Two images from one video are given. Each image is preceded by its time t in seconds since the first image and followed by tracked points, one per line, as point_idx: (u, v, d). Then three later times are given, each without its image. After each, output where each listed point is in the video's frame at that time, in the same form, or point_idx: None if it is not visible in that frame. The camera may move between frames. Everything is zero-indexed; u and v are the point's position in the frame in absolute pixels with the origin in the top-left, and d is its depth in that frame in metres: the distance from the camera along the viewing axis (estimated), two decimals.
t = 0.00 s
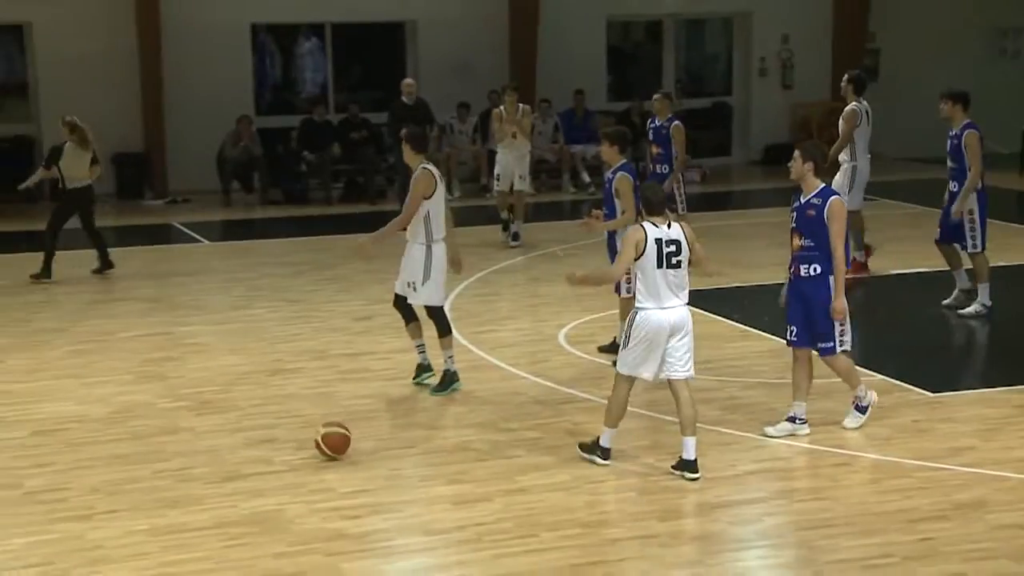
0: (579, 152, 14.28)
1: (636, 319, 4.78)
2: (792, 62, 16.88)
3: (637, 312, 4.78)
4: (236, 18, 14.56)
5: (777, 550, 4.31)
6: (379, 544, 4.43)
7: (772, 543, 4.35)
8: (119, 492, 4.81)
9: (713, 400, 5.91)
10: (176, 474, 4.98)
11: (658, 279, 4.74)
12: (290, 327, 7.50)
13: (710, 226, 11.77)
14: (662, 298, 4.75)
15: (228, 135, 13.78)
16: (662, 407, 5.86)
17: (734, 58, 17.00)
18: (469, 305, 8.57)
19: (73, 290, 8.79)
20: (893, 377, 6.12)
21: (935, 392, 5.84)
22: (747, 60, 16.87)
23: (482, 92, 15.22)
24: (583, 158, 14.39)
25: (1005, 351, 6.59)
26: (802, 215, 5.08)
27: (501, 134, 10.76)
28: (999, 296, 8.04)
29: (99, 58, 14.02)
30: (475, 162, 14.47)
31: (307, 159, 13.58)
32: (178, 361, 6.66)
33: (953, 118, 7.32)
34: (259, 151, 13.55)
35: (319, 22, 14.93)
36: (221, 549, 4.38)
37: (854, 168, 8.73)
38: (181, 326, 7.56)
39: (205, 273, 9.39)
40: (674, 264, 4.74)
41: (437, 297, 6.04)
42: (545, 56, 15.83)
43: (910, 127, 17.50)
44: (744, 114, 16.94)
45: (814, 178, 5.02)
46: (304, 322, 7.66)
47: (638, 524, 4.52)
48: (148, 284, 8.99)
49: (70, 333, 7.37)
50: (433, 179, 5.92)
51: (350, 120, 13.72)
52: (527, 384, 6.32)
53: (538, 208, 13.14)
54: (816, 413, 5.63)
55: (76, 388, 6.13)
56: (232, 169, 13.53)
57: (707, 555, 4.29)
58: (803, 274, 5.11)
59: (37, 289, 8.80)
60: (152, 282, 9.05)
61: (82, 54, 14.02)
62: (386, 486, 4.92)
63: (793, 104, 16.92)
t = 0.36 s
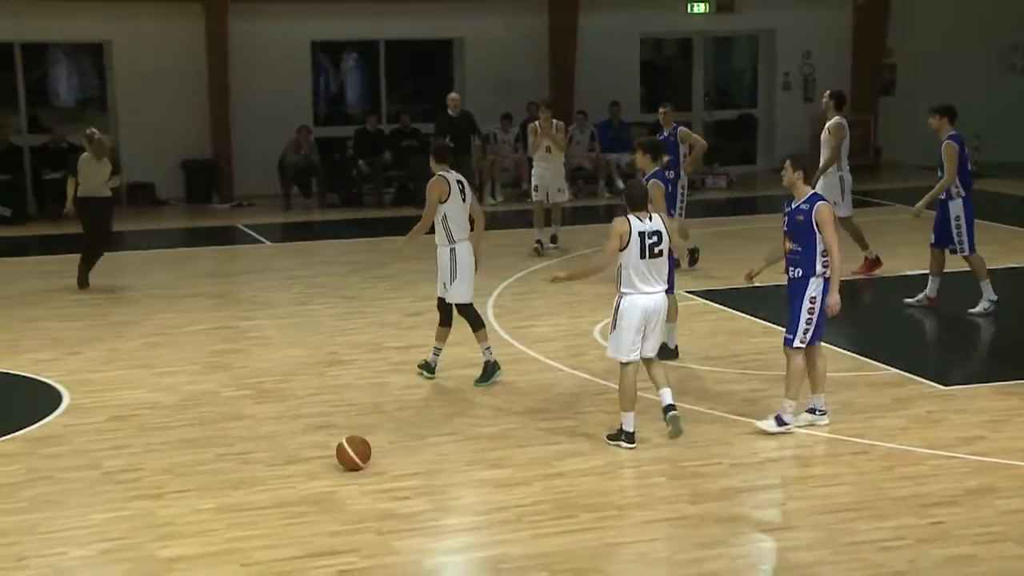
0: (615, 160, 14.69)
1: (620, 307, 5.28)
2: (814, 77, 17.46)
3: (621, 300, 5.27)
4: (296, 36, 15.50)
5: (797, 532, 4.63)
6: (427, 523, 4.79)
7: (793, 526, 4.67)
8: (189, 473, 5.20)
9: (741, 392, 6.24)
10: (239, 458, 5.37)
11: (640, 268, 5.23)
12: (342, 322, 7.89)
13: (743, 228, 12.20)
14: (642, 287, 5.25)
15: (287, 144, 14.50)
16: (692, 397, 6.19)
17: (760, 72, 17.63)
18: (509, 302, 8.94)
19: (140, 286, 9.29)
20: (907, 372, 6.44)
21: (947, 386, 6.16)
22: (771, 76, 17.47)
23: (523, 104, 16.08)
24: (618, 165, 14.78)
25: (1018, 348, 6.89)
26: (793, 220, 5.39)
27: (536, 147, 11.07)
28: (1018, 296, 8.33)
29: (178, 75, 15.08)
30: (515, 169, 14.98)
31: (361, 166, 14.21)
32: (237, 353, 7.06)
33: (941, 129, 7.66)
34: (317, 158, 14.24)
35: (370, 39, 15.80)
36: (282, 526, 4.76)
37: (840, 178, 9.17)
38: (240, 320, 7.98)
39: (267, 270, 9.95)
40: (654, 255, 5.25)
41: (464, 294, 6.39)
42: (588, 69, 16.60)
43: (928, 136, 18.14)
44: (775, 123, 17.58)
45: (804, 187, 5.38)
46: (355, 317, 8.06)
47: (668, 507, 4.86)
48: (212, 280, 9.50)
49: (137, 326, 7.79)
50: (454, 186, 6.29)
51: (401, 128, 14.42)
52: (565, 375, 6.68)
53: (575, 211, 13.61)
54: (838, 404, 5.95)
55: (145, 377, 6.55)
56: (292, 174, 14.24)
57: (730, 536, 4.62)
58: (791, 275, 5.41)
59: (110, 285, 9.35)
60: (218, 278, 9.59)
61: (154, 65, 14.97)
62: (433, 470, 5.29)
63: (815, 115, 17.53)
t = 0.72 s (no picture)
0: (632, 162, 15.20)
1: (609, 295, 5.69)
2: (820, 82, 18.55)
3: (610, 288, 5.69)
4: (334, 45, 16.66)
5: (803, 511, 4.94)
6: (454, 502, 5.12)
7: (798, 506, 4.98)
8: (231, 454, 5.55)
9: (752, 379, 6.57)
10: (278, 440, 5.71)
11: (626, 258, 5.64)
12: (375, 312, 8.24)
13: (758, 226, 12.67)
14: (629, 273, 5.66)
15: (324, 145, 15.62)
16: (705, 384, 6.49)
17: (769, 80, 18.75)
18: (533, 294, 9.31)
19: (183, 277, 9.78)
20: (905, 361, 6.77)
21: (944, 374, 6.48)
22: (781, 82, 18.59)
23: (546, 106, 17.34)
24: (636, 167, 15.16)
25: (1013, 339, 7.22)
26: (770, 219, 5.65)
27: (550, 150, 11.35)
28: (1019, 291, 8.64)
29: (220, 81, 16.32)
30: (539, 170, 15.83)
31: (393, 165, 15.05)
32: (275, 342, 7.42)
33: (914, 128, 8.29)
34: (350, 159, 15.32)
35: (405, 49, 16.99)
36: (319, 504, 5.09)
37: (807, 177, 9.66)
38: (277, 310, 8.35)
39: (307, 260, 10.56)
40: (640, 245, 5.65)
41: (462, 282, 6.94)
42: (607, 78, 17.76)
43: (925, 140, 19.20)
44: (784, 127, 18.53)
45: (785, 189, 5.62)
46: (385, 308, 8.43)
47: (680, 488, 5.17)
48: (254, 270, 10.09)
49: (181, 316, 8.18)
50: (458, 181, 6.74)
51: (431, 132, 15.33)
52: (583, 363, 7.03)
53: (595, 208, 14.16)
54: (844, 391, 6.27)
55: (188, 364, 6.92)
56: (328, 174, 15.38)
57: (739, 515, 4.93)
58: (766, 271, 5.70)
59: (159, 274, 9.93)
60: (259, 267, 10.18)
61: (202, 74, 16.24)
62: (460, 452, 5.61)
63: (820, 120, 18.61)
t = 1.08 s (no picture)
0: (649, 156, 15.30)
1: (598, 266, 6.41)
2: (817, 81, 19.48)
3: (599, 261, 6.40)
4: (360, 45, 17.48)
5: (799, 483, 5.29)
6: (473, 473, 5.49)
7: (794, 478, 5.33)
8: (264, 429, 5.93)
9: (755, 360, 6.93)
10: (308, 416, 6.09)
11: (614, 236, 6.33)
12: (397, 297, 8.63)
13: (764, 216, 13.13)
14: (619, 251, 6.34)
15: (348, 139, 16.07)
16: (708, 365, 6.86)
17: (769, 80, 19.64)
18: (547, 279, 9.71)
19: (216, 262, 10.25)
20: (896, 343, 7.15)
21: (933, 355, 6.84)
22: (779, 82, 19.50)
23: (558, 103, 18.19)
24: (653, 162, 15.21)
25: (999, 323, 7.58)
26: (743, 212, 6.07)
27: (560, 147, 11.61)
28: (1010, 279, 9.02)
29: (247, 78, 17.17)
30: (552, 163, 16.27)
31: (415, 160, 15.53)
32: (303, 325, 7.81)
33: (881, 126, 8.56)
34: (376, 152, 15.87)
35: (427, 49, 17.83)
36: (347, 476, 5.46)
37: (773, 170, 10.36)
38: (302, 294, 8.75)
39: (336, 245, 11.12)
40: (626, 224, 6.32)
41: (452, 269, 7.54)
42: (616, 78, 18.64)
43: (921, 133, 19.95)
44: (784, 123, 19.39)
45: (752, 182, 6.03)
46: (407, 293, 8.82)
47: (684, 461, 5.54)
48: (284, 254, 10.62)
49: (213, 300, 8.58)
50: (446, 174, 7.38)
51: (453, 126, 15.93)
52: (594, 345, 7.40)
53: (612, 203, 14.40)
54: (841, 371, 6.62)
55: (221, 345, 7.32)
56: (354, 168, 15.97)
57: (738, 486, 5.28)
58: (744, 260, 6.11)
59: (195, 258, 10.46)
60: (290, 252, 10.72)
61: (234, 75, 17.11)
62: (478, 428, 5.99)
63: (817, 118, 19.49)
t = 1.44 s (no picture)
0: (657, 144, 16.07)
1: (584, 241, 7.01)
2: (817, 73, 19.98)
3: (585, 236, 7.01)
4: (382, 38, 17.93)
5: (797, 455, 5.60)
6: (490, 445, 5.80)
7: (793, 451, 5.64)
8: (291, 403, 6.26)
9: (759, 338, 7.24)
10: (331, 392, 6.41)
11: (598, 212, 6.94)
12: (414, 280, 8.97)
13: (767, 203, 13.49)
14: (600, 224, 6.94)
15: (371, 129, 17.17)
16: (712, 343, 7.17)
17: (772, 72, 20.16)
18: (558, 261, 10.05)
19: (242, 245, 10.62)
20: (890, 323, 7.48)
21: (926, 334, 7.16)
22: (781, 73, 20.01)
23: (568, 94, 18.67)
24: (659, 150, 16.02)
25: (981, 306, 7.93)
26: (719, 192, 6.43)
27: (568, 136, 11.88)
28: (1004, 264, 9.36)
29: (284, 67, 17.69)
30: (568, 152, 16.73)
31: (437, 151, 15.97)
32: (326, 306, 8.14)
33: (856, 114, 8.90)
34: (397, 143, 16.95)
35: (446, 43, 18.29)
36: (370, 447, 5.79)
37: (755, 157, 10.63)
38: (324, 276, 9.09)
39: (359, 229, 11.50)
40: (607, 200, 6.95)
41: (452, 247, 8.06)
42: (624, 71, 19.14)
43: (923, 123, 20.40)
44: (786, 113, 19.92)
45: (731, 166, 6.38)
46: (424, 276, 9.15)
47: (689, 434, 5.85)
48: (307, 238, 11.00)
49: (238, 282, 8.92)
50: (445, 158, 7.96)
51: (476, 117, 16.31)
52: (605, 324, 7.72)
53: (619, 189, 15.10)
54: (841, 350, 6.93)
55: (249, 324, 7.65)
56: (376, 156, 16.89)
57: (740, 458, 5.59)
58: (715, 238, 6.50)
59: (224, 241, 10.85)
60: (314, 236, 11.10)
61: (263, 66, 17.59)
62: (494, 402, 6.31)
63: (817, 108, 20.06)
